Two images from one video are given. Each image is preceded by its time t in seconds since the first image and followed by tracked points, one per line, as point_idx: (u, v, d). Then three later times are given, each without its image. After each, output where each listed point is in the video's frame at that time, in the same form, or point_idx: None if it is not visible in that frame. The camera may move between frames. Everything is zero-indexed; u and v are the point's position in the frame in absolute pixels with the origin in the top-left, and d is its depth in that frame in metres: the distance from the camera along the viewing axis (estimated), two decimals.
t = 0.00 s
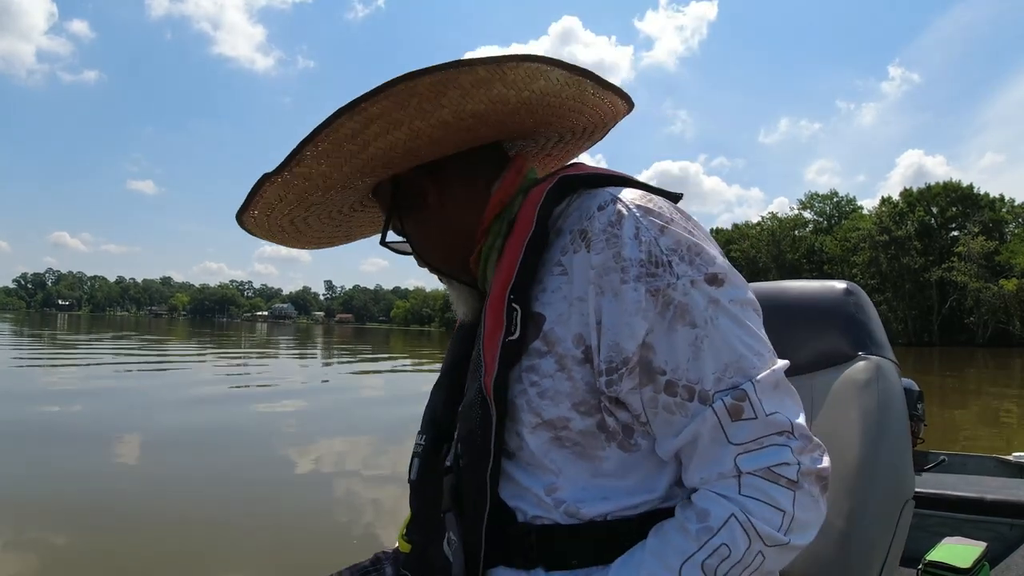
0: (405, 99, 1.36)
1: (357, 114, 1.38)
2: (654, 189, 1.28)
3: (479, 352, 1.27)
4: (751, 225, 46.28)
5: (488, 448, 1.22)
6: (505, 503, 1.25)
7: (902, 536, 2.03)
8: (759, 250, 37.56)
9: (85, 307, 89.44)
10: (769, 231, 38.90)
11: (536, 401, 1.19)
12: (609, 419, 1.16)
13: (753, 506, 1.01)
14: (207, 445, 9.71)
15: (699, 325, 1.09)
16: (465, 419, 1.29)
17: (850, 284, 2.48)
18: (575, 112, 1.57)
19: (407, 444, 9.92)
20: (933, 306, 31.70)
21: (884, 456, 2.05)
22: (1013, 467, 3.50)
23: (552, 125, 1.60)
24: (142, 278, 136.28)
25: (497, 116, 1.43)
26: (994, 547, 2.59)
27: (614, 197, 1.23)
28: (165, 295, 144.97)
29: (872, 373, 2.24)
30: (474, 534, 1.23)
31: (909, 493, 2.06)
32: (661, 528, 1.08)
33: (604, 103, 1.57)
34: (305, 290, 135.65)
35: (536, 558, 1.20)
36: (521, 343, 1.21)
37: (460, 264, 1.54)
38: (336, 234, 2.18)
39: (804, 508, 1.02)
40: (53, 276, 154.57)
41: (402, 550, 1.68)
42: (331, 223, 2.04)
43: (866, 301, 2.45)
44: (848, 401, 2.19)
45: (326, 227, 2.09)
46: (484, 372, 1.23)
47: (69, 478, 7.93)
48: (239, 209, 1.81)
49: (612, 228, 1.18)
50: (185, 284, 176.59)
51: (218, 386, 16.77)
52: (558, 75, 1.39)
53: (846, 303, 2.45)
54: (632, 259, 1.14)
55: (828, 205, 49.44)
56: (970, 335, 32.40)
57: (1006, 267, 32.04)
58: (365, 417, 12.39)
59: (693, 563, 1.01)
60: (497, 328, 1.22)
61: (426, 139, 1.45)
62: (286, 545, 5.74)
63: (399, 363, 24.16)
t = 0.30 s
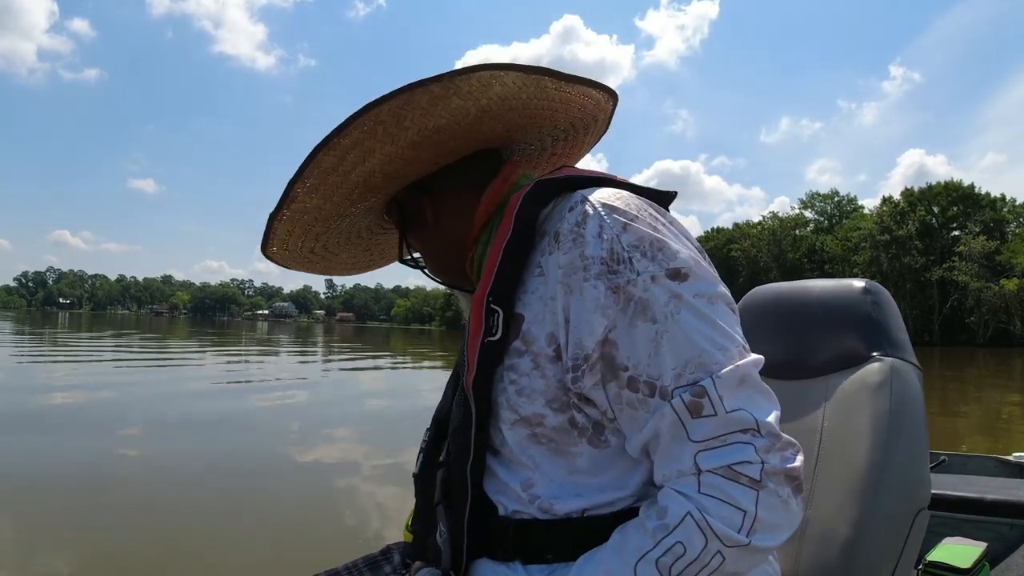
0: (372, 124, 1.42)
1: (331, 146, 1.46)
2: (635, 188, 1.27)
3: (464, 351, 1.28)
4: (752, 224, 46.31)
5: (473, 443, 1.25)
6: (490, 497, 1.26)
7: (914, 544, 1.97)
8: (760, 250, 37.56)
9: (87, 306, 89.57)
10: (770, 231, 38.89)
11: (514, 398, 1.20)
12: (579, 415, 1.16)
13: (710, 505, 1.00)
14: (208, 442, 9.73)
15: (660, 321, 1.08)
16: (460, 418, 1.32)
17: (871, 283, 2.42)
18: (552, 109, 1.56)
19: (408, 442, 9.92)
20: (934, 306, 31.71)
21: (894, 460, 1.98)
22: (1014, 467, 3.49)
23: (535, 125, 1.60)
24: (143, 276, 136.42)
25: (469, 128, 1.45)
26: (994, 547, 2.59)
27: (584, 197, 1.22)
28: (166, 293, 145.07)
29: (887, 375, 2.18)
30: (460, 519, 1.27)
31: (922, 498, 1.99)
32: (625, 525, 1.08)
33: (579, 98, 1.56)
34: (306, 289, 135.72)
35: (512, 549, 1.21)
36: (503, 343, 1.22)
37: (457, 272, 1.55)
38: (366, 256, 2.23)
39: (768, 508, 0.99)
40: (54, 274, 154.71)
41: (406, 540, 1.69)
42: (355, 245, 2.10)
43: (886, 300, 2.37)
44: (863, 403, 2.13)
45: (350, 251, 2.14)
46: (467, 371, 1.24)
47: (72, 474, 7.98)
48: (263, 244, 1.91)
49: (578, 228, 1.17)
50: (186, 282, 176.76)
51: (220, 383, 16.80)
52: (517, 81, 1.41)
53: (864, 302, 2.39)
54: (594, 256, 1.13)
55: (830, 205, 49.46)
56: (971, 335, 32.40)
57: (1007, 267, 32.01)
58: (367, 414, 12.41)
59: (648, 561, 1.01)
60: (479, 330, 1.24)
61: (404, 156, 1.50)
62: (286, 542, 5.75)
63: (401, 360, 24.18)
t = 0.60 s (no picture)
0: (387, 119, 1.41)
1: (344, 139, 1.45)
2: (646, 188, 1.28)
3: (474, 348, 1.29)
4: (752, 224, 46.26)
5: (478, 440, 1.26)
6: (497, 491, 1.27)
7: (912, 545, 1.96)
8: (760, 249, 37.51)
9: (86, 305, 89.56)
10: (770, 230, 38.83)
11: (528, 394, 1.22)
12: (598, 410, 1.18)
13: (744, 488, 1.01)
14: (207, 441, 9.69)
15: (686, 315, 1.10)
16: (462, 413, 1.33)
17: (871, 283, 2.42)
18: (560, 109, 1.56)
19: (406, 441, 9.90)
20: (934, 306, 31.67)
21: (894, 460, 1.98)
22: (1013, 467, 3.49)
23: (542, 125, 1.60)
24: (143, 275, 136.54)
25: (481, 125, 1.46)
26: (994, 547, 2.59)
27: (600, 197, 1.24)
28: (166, 292, 145.01)
29: (887, 375, 2.19)
30: (463, 509, 1.28)
31: (921, 498, 1.99)
32: (653, 507, 1.09)
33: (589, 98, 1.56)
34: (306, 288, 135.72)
35: (524, 543, 1.22)
36: (514, 339, 1.23)
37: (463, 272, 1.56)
38: (368, 254, 2.23)
39: (797, 493, 1.02)
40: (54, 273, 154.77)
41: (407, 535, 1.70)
42: (358, 243, 2.09)
43: (886, 301, 2.38)
44: (861, 403, 2.14)
45: (354, 248, 2.14)
46: (476, 366, 1.25)
47: (71, 473, 7.97)
48: (268, 240, 1.90)
49: (597, 227, 1.19)
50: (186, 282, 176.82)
51: (218, 382, 16.76)
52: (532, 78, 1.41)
53: (864, 303, 2.40)
54: (616, 253, 1.15)
55: (830, 205, 49.40)
56: (971, 335, 32.38)
57: (1007, 267, 31.98)
58: (366, 413, 12.38)
59: (682, 541, 1.01)
60: (489, 324, 1.25)
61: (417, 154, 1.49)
62: (285, 543, 5.75)
63: (399, 360, 24.13)
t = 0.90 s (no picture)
0: (458, 74, 1.37)
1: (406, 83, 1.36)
2: (666, 190, 1.31)
3: (488, 345, 1.32)
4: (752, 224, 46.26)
5: (488, 437, 1.28)
6: (504, 490, 1.30)
7: (913, 544, 1.97)
8: (760, 249, 37.49)
9: (86, 304, 89.48)
10: (770, 230, 38.86)
11: (541, 393, 1.24)
12: (614, 411, 1.20)
13: (774, 483, 1.02)
14: (206, 441, 9.66)
15: (714, 317, 1.11)
16: (469, 409, 1.35)
17: (874, 283, 2.42)
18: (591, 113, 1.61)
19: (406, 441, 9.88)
20: (933, 306, 31.68)
21: (894, 462, 1.98)
22: (1013, 467, 3.49)
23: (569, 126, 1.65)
24: (142, 275, 136.50)
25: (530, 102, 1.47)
26: (995, 548, 2.59)
27: (624, 197, 1.27)
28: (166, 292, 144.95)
29: (888, 374, 2.17)
30: (471, 504, 1.31)
31: (922, 498, 1.98)
32: (679, 496, 1.10)
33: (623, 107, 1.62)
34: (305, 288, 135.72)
35: (532, 540, 1.25)
36: (529, 336, 1.26)
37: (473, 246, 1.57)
38: (339, 207, 2.16)
39: (824, 489, 1.04)
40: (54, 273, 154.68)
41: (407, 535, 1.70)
42: (340, 193, 2.03)
43: (889, 301, 2.38)
44: (862, 403, 2.13)
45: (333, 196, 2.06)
46: (490, 363, 1.28)
47: (71, 471, 7.97)
48: (265, 175, 1.81)
49: (621, 228, 1.22)
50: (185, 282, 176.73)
51: (217, 381, 16.72)
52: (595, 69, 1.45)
53: (867, 303, 2.40)
54: (642, 255, 1.17)
55: (829, 205, 49.41)
56: (971, 335, 32.38)
57: (1007, 267, 32.00)
58: (366, 413, 12.36)
59: (710, 531, 1.03)
60: (506, 320, 1.28)
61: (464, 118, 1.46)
62: (284, 542, 5.74)
63: (399, 360, 24.11)
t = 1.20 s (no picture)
0: (581, 33, 1.45)
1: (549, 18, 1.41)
2: (691, 198, 1.33)
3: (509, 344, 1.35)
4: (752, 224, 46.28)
5: (507, 437, 1.31)
6: (519, 491, 1.33)
7: (914, 545, 1.97)
8: (759, 249, 37.49)
9: (85, 304, 89.35)
10: (769, 231, 38.90)
11: (560, 398, 1.28)
12: (634, 421, 1.23)
13: (784, 505, 1.04)
14: (205, 439, 9.65)
15: (740, 336, 1.12)
16: (486, 407, 1.38)
17: (874, 282, 2.44)
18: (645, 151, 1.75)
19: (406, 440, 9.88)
20: (933, 306, 31.68)
21: (896, 462, 1.97)
22: (1013, 466, 3.49)
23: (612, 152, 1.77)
24: (142, 276, 136.63)
25: (621, 105, 1.60)
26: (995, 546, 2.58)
27: (655, 204, 1.28)
28: (166, 293, 144.86)
29: (890, 374, 2.17)
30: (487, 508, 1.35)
31: (923, 499, 1.98)
32: (688, 507, 1.13)
33: (672, 160, 1.80)
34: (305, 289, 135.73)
35: (546, 543, 1.29)
36: (549, 339, 1.30)
37: (500, 216, 1.56)
38: (319, 118, 2.00)
39: (833, 513, 1.06)
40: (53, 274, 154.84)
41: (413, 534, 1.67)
42: (336, 99, 1.88)
43: (890, 300, 2.40)
44: (863, 404, 2.13)
45: (326, 103, 1.90)
46: (511, 363, 1.31)
47: (72, 469, 7.96)
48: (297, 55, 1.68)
49: (654, 237, 1.22)
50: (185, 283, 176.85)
51: (217, 380, 16.70)
52: (680, 96, 1.66)
53: (868, 302, 2.41)
54: (674, 268, 1.17)
55: (829, 206, 49.47)
56: (970, 335, 32.40)
57: (1006, 267, 32.00)
58: (366, 412, 12.36)
59: (718, 547, 1.05)
60: (529, 321, 1.31)
61: (565, 82, 1.53)
62: (286, 538, 5.74)
63: (398, 360, 24.10)
